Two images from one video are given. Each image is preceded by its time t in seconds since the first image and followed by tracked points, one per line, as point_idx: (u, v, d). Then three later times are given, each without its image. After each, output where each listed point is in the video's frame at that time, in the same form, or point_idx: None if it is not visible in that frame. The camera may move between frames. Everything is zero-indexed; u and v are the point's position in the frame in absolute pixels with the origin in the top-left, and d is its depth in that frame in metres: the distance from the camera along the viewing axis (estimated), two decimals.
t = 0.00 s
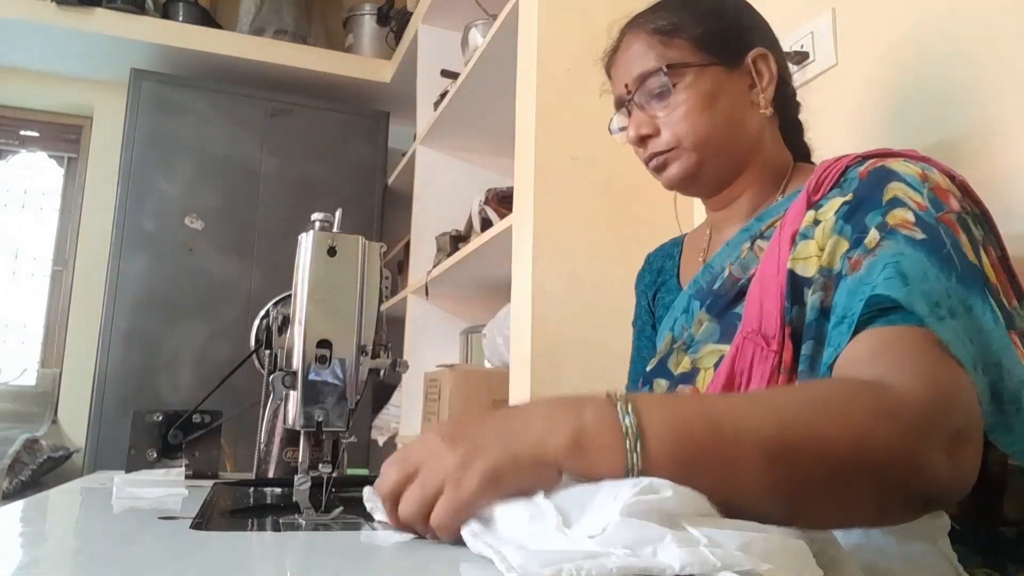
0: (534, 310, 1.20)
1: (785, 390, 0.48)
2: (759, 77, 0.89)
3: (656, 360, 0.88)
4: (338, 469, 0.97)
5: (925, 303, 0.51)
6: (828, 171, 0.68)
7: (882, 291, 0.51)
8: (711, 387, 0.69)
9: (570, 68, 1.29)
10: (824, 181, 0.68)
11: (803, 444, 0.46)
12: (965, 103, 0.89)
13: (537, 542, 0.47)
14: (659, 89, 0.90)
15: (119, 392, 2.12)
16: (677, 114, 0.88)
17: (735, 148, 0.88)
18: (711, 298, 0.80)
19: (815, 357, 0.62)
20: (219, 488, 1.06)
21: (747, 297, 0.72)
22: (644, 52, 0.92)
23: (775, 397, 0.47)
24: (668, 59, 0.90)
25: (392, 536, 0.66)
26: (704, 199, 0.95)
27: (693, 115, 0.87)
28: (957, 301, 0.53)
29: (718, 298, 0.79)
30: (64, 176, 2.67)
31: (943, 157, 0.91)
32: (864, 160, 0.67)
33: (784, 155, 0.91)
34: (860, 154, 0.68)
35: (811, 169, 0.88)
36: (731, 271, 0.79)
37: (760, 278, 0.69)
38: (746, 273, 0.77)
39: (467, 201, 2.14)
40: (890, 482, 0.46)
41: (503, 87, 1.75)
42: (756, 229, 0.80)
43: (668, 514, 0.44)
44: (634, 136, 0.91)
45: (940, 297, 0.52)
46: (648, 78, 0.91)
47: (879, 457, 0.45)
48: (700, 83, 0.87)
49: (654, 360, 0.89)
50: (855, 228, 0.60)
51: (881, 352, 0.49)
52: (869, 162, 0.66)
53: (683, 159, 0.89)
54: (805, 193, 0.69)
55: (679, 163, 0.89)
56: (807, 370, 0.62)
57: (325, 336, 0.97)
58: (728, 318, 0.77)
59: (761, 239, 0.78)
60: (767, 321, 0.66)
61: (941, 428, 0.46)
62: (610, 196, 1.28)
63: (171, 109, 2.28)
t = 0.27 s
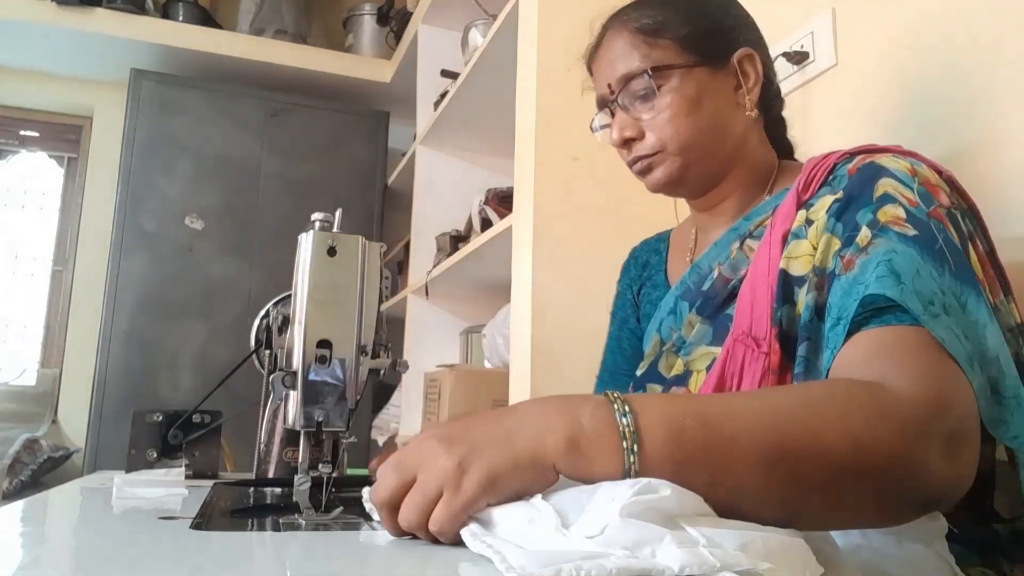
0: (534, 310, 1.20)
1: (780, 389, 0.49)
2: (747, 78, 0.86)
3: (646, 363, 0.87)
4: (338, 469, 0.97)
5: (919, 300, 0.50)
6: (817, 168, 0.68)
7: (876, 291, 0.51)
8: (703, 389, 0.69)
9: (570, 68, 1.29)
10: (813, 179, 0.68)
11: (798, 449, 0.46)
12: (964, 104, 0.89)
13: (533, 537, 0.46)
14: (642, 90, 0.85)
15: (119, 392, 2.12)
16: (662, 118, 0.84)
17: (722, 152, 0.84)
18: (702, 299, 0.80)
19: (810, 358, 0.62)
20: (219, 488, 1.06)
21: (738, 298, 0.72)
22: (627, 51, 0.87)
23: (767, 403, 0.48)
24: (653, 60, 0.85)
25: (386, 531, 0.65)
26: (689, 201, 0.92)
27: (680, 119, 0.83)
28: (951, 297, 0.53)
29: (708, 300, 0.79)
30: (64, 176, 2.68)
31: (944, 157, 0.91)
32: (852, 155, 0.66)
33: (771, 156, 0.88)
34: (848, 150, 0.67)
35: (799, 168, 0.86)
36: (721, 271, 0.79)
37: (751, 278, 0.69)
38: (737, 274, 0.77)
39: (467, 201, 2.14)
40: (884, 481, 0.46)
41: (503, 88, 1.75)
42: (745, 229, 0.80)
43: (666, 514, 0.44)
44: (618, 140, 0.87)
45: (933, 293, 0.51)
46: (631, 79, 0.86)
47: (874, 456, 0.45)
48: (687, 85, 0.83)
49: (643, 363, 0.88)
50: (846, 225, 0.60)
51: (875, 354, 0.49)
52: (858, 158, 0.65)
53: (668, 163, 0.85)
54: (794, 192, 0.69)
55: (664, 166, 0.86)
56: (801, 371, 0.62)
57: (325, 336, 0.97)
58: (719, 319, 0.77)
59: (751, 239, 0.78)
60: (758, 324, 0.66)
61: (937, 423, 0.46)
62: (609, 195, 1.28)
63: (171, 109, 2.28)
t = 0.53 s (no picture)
0: (534, 311, 1.20)
1: (776, 376, 0.48)
2: (742, 78, 0.86)
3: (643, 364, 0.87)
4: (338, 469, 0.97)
5: (919, 296, 0.50)
6: (813, 166, 0.68)
7: (875, 286, 0.51)
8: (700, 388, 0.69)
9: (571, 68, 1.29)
10: (809, 177, 0.68)
11: (791, 438, 0.45)
12: (964, 104, 0.89)
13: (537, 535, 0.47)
14: (638, 89, 0.85)
15: (119, 391, 2.12)
16: (658, 118, 0.83)
17: (718, 154, 0.84)
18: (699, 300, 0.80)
19: (807, 355, 0.63)
20: (220, 488, 1.06)
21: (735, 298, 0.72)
22: (623, 50, 0.86)
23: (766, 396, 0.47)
24: (649, 59, 0.84)
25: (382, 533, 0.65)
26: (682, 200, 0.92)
27: (676, 120, 0.82)
28: (949, 292, 0.53)
29: (705, 300, 0.79)
30: (64, 176, 2.68)
31: (944, 157, 0.92)
32: (847, 151, 0.66)
33: (765, 154, 0.88)
34: (843, 146, 0.67)
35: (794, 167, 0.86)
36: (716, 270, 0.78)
37: (748, 277, 0.70)
38: (733, 273, 0.77)
39: (467, 201, 2.14)
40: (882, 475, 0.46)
41: (503, 88, 1.75)
42: (740, 229, 0.80)
43: (666, 512, 0.45)
44: (612, 140, 0.86)
45: (932, 288, 0.51)
46: (627, 78, 0.85)
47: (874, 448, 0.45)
48: (684, 86, 0.83)
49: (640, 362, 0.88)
50: (844, 221, 0.60)
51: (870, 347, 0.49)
52: (853, 154, 0.65)
53: (663, 164, 0.84)
54: (789, 190, 0.68)
55: (659, 168, 0.85)
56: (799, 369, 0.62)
57: (325, 337, 0.97)
58: (717, 319, 0.78)
59: (746, 237, 0.78)
60: (753, 325, 0.67)
61: (939, 416, 0.46)
62: (609, 195, 1.28)
63: (171, 109, 2.28)
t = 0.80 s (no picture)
0: (535, 311, 1.20)
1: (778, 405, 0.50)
2: (745, 84, 0.85)
3: (642, 367, 0.87)
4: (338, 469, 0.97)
5: (894, 289, 0.51)
6: (806, 165, 0.68)
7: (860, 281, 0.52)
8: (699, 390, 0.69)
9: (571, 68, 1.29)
10: (803, 175, 0.68)
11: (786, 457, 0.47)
12: (964, 104, 0.89)
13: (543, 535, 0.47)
14: (641, 91, 0.84)
15: (119, 391, 2.12)
16: (659, 122, 0.82)
17: (718, 159, 0.83)
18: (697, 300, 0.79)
19: (807, 354, 0.61)
20: (220, 488, 1.06)
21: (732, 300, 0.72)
22: (626, 51, 0.85)
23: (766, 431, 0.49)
24: (653, 63, 0.83)
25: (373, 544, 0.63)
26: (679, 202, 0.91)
27: (677, 124, 0.82)
28: (935, 284, 0.52)
29: (703, 300, 0.78)
30: (63, 176, 2.68)
31: (944, 158, 0.91)
32: (840, 150, 0.67)
33: (763, 154, 0.87)
34: (836, 146, 0.68)
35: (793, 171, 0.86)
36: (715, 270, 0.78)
37: (744, 276, 0.69)
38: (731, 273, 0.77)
39: (467, 201, 2.14)
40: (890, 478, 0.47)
41: (503, 87, 1.75)
42: (738, 229, 0.80)
43: (679, 512, 0.45)
44: (612, 142, 0.85)
45: (916, 282, 0.51)
46: (630, 81, 0.84)
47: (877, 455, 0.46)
48: (686, 90, 0.82)
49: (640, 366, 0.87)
50: (837, 219, 0.60)
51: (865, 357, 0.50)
52: (845, 152, 0.66)
53: (662, 169, 0.84)
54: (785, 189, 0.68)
55: (658, 171, 0.84)
56: (797, 365, 0.61)
57: (326, 337, 0.97)
58: (715, 319, 0.77)
59: (743, 237, 0.78)
60: (750, 323, 0.67)
61: (934, 415, 0.47)
62: (610, 194, 1.28)
63: (171, 109, 2.28)
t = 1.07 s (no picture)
0: (535, 310, 1.20)
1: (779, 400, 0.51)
2: (745, 90, 0.84)
3: (638, 363, 0.86)
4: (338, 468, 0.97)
5: (895, 281, 0.51)
6: (802, 164, 0.68)
7: (858, 274, 0.52)
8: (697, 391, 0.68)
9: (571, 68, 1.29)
10: (800, 175, 0.68)
11: (783, 449, 0.48)
12: (965, 103, 0.89)
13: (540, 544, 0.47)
14: (640, 94, 0.83)
15: (119, 392, 2.12)
16: (658, 127, 0.82)
17: (717, 164, 0.83)
18: (695, 301, 0.79)
19: (806, 352, 0.62)
20: (220, 488, 1.06)
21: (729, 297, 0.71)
22: (626, 54, 0.84)
23: (771, 422, 0.49)
24: (654, 67, 0.82)
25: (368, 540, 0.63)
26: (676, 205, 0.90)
27: (677, 129, 0.81)
28: (936, 274, 0.52)
29: (702, 300, 0.78)
30: (63, 176, 2.68)
31: (945, 157, 0.91)
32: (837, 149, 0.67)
33: (761, 156, 0.86)
34: (833, 145, 0.68)
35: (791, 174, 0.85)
36: (713, 271, 0.78)
37: (742, 276, 0.69)
38: (729, 273, 0.77)
39: (467, 201, 2.15)
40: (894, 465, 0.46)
41: (503, 87, 1.75)
42: (735, 230, 0.80)
43: (680, 514, 0.44)
44: (611, 145, 0.84)
45: (916, 269, 0.51)
46: (630, 85, 0.84)
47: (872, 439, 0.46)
48: (687, 95, 0.81)
49: (635, 364, 0.86)
50: (834, 216, 0.60)
51: (860, 345, 0.50)
52: (841, 151, 0.66)
53: (660, 174, 0.83)
54: (782, 189, 0.68)
55: (656, 176, 0.83)
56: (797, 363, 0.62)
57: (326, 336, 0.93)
58: (715, 319, 0.77)
59: (741, 237, 0.78)
60: (746, 321, 0.66)
61: (938, 392, 0.47)
62: (610, 195, 1.28)
63: (171, 109, 2.28)
